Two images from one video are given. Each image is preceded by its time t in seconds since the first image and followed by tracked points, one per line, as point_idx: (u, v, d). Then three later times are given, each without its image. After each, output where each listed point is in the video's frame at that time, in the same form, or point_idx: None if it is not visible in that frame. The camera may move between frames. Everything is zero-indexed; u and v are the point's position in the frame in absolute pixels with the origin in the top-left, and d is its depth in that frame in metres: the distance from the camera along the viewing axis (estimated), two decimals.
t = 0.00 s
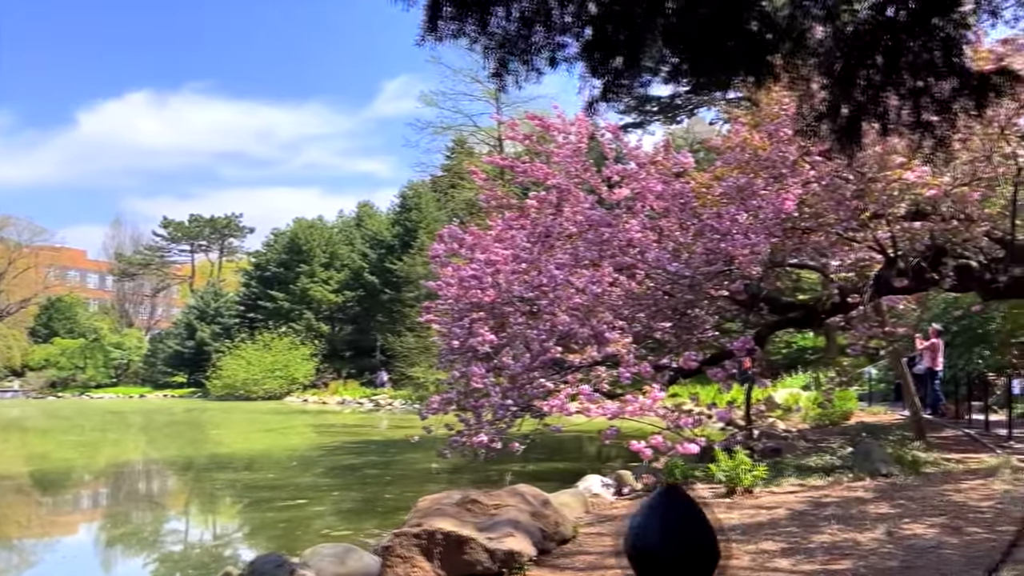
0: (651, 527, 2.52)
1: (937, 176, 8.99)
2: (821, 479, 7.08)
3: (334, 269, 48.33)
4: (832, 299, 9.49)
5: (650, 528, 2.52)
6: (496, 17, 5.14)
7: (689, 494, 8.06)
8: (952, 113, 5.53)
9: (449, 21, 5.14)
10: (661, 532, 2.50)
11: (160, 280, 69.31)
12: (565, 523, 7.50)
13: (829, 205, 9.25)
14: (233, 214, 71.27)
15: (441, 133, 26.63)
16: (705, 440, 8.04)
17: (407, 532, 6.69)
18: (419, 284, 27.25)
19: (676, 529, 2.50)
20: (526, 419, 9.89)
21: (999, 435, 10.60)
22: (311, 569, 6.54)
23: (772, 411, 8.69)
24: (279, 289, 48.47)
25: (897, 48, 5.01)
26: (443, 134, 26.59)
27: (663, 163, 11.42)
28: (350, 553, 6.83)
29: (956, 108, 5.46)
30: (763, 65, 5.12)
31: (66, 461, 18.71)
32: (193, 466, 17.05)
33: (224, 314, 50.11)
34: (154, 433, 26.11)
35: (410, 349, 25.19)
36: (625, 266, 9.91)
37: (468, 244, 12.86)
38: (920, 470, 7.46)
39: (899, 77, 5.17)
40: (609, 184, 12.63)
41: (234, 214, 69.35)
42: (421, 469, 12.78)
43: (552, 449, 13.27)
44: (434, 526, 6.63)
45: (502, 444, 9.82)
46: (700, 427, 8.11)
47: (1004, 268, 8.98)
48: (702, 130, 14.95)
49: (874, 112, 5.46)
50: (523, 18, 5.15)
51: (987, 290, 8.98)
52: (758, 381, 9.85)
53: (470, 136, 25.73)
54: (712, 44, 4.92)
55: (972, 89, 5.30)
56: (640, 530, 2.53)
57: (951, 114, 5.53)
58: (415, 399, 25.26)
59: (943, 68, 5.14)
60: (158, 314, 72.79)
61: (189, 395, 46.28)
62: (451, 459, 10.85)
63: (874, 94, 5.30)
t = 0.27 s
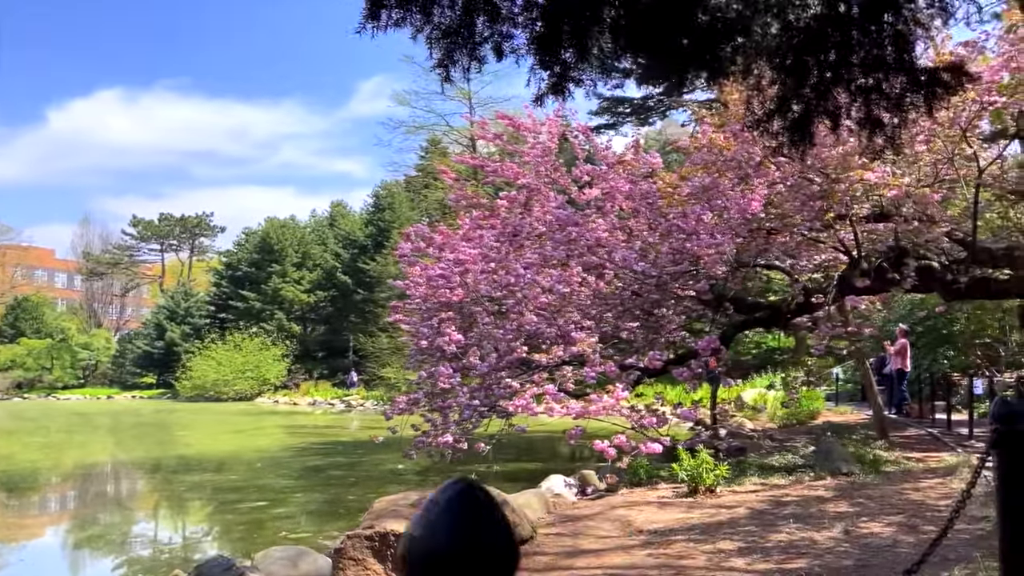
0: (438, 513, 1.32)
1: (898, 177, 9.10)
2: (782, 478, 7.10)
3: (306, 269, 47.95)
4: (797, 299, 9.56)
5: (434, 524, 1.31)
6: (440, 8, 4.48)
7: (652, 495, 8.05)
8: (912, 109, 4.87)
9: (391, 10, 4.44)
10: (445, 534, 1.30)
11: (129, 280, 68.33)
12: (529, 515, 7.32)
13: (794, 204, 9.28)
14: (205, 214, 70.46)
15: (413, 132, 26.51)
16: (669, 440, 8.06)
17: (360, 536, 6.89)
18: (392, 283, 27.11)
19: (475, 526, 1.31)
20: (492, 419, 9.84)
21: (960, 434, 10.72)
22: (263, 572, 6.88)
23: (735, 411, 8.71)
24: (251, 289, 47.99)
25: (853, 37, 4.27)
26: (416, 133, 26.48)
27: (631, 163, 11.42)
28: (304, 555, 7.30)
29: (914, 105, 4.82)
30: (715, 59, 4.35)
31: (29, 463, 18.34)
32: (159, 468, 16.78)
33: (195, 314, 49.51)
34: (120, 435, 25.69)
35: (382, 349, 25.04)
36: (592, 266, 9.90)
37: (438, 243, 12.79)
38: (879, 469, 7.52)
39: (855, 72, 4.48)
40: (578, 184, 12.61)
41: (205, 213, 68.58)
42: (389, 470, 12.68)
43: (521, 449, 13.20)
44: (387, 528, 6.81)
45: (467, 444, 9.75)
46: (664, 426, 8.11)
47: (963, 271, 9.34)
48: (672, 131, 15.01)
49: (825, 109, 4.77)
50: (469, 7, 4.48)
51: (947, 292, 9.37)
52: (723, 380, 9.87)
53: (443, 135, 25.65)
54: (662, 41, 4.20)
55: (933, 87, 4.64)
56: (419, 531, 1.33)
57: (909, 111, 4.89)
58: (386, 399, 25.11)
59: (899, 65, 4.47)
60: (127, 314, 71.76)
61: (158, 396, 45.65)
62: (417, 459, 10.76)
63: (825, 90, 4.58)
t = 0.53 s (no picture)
0: (166, 501, 1.52)
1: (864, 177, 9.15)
2: (747, 477, 7.10)
3: (278, 269, 47.50)
4: (763, 300, 9.67)
5: (166, 506, 1.51)
6: None
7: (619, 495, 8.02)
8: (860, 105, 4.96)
9: None
10: (179, 519, 1.48)
11: (98, 279, 67.25)
12: (484, 527, 7.24)
13: (761, 204, 9.26)
14: (175, 212, 69.60)
15: (386, 131, 26.33)
16: (635, 439, 8.07)
17: (313, 538, 6.36)
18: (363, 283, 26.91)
19: (205, 510, 1.50)
20: (460, 419, 9.75)
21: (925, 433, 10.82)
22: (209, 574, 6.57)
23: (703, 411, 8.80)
24: (222, 289, 47.44)
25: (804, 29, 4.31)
26: (388, 132, 26.30)
27: (602, 162, 11.39)
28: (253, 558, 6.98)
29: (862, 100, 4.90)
30: (669, 54, 4.28)
31: None
32: (123, 470, 16.46)
33: (164, 314, 48.83)
34: (85, 436, 25.23)
35: (353, 350, 24.83)
36: (561, 265, 9.85)
37: (407, 242, 12.67)
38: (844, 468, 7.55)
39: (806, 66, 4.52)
40: (549, 184, 12.56)
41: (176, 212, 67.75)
42: (356, 471, 12.53)
43: (491, 450, 13.12)
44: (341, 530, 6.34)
45: (434, 444, 9.63)
46: (631, 426, 8.10)
47: (928, 271, 9.71)
48: (643, 132, 15.03)
49: (778, 104, 4.79)
50: None
51: (912, 291, 9.76)
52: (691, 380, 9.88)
53: (416, 134, 25.48)
54: (621, 37, 4.10)
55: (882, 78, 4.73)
56: (155, 514, 1.52)
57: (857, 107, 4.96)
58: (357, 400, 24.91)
59: (849, 58, 4.57)
60: (95, 314, 70.61)
61: (127, 397, 44.95)
62: (384, 460, 10.65)
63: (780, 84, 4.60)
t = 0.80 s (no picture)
0: None
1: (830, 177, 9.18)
2: (712, 477, 7.06)
3: (249, 268, 46.93)
4: (731, 299, 9.65)
5: None
6: None
7: (584, 496, 7.95)
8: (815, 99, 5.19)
9: None
10: None
11: (63, 278, 66.01)
12: (442, 529, 7.18)
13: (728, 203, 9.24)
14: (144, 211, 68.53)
15: (358, 129, 26.08)
16: (600, 439, 7.99)
17: (262, 541, 6.49)
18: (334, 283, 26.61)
19: None
20: (425, 420, 9.63)
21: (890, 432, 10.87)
22: None
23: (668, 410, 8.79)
24: (191, 288, 46.77)
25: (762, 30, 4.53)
26: (360, 130, 26.05)
27: (572, 161, 11.32)
28: (204, 563, 6.83)
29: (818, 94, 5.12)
30: (627, 45, 4.58)
31: None
32: (83, 472, 16.08)
33: (132, 314, 48.02)
34: (47, 438, 24.66)
35: (323, 350, 24.54)
36: (529, 264, 9.76)
37: (375, 240, 12.51)
38: (808, 468, 7.54)
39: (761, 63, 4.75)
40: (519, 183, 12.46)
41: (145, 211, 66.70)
42: (322, 472, 12.34)
43: (460, 450, 13.00)
44: (290, 534, 6.46)
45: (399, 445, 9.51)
46: (597, 426, 8.04)
47: (893, 271, 9.76)
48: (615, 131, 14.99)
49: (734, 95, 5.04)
50: None
51: (878, 292, 9.80)
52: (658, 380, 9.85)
53: (388, 133, 25.25)
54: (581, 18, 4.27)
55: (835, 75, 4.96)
56: None
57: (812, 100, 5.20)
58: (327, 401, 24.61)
59: (804, 53, 4.78)
60: (61, 313, 69.30)
61: (92, 399, 44.11)
62: (349, 461, 10.49)
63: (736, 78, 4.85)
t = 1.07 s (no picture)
0: None
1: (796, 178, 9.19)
2: (676, 477, 7.04)
3: (219, 268, 46.33)
4: (697, 299, 9.67)
5: None
6: None
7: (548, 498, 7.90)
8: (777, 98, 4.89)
9: None
10: None
11: (29, 277, 64.73)
12: (398, 532, 7.14)
13: (695, 203, 9.22)
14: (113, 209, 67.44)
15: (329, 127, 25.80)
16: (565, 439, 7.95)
17: (206, 545, 6.41)
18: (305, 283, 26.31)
19: None
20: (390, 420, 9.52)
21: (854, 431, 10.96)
22: None
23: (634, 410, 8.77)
24: (160, 288, 46.08)
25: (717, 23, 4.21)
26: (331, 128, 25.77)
27: (541, 160, 11.23)
28: (150, 567, 6.69)
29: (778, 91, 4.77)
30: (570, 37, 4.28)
31: None
32: (42, 475, 15.71)
33: (99, 313, 47.20)
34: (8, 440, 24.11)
35: (293, 351, 24.24)
36: (496, 263, 9.67)
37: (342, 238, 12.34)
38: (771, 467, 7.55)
39: (715, 59, 4.42)
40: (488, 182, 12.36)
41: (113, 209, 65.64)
42: (287, 473, 12.16)
43: (426, 451, 12.89)
44: (237, 537, 6.39)
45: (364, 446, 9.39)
46: (562, 426, 7.99)
47: (857, 272, 9.95)
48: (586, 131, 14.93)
49: (693, 93, 4.70)
50: None
51: (842, 291, 9.98)
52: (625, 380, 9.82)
53: (360, 131, 25.00)
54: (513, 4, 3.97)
55: (796, 70, 4.61)
56: None
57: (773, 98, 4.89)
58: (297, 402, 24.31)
59: (759, 45, 4.44)
60: (26, 313, 68.00)
61: (57, 400, 43.27)
62: (313, 462, 10.34)
63: (693, 77, 4.53)
